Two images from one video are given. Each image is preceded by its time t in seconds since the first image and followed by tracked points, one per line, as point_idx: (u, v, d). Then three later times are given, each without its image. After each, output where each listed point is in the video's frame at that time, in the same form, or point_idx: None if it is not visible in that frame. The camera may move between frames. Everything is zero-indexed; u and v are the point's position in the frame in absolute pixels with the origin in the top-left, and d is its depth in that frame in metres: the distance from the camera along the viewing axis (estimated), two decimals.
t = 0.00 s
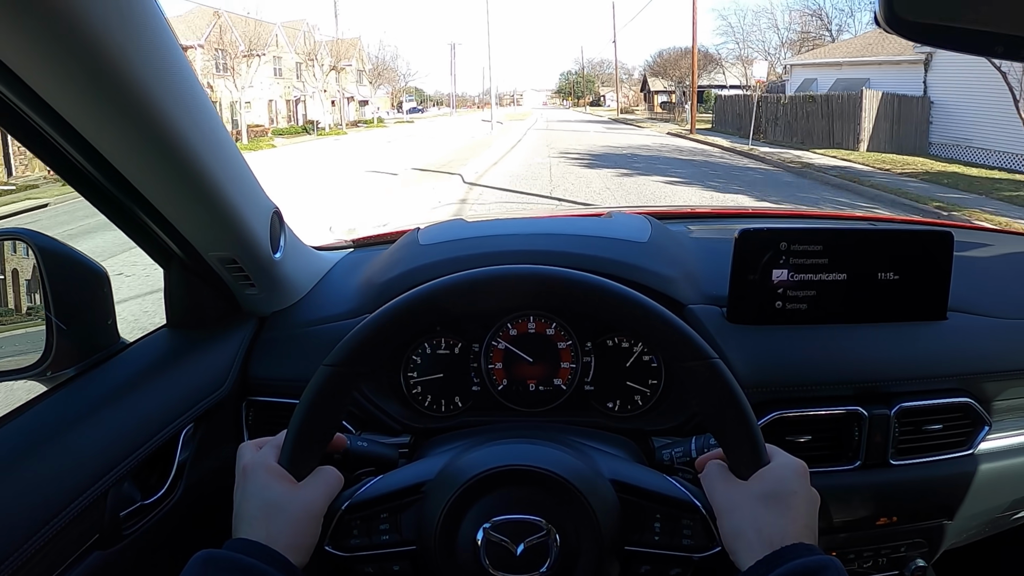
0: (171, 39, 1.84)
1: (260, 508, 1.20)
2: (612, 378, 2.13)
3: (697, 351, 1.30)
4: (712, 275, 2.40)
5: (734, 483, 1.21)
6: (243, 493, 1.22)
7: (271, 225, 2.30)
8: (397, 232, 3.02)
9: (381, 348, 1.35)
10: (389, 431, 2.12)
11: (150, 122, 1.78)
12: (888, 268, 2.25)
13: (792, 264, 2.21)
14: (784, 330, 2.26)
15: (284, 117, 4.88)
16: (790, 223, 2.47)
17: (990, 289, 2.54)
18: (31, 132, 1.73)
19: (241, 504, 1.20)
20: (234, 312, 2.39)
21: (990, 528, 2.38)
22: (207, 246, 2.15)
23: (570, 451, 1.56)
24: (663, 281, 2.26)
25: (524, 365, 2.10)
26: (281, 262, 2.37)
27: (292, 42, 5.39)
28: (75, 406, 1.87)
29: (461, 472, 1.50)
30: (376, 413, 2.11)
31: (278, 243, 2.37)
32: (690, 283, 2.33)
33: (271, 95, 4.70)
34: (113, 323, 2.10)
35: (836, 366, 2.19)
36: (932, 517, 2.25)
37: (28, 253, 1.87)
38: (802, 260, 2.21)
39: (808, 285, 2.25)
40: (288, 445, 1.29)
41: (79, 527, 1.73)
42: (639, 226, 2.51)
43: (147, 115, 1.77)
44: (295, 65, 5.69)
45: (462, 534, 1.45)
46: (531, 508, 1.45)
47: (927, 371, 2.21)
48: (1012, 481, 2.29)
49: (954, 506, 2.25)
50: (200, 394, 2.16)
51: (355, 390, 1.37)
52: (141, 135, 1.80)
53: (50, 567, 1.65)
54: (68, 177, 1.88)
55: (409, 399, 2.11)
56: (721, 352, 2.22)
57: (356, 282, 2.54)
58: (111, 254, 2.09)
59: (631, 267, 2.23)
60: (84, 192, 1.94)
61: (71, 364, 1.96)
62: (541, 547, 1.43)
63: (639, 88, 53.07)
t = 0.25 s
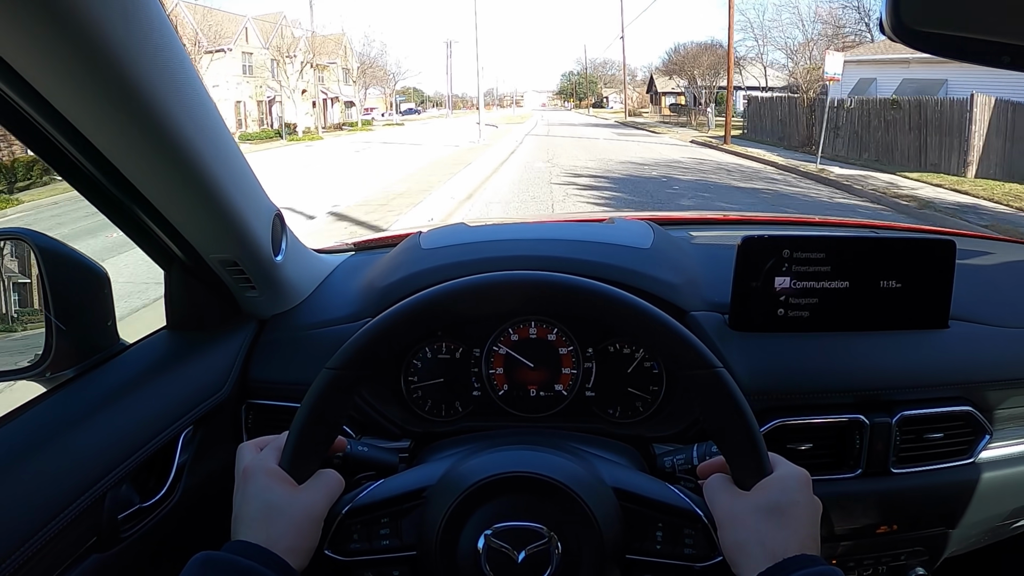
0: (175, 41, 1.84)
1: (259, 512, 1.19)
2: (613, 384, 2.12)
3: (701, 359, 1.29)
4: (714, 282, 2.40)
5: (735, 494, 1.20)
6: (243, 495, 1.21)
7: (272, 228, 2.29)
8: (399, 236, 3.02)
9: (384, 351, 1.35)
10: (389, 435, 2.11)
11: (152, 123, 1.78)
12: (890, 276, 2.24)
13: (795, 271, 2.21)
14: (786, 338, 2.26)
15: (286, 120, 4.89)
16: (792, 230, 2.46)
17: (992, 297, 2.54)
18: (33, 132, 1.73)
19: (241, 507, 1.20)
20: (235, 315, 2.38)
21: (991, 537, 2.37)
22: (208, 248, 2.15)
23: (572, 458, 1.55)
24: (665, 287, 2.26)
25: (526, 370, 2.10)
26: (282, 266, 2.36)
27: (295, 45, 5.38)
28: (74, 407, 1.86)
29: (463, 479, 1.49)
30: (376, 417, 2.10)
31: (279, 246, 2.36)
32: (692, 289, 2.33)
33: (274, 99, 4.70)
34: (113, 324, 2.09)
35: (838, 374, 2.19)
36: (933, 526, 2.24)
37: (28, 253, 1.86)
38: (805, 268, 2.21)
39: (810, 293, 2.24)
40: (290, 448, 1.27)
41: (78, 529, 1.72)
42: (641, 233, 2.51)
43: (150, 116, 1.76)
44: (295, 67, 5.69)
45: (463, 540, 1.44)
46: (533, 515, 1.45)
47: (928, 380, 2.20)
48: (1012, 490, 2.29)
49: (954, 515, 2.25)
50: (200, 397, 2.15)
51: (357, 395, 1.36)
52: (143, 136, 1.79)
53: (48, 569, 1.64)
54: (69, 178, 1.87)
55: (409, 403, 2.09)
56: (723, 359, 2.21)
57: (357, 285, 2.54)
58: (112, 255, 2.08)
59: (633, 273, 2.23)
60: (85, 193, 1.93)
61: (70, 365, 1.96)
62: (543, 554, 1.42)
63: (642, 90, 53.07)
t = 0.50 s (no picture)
0: (181, 41, 1.84)
1: (263, 511, 1.19)
2: (615, 387, 2.12)
3: (705, 363, 1.29)
4: (716, 285, 2.41)
5: (737, 496, 1.21)
6: (247, 494, 1.21)
7: (276, 228, 2.30)
8: (402, 236, 3.03)
9: (388, 352, 1.35)
10: (391, 436, 2.13)
11: (158, 122, 1.79)
12: (892, 281, 2.25)
13: (797, 275, 2.21)
14: (788, 341, 2.27)
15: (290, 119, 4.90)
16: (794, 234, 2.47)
17: (993, 302, 2.55)
18: (39, 130, 1.73)
19: (244, 506, 1.20)
20: (238, 314, 2.39)
21: (991, 542, 2.37)
22: (212, 247, 2.15)
23: (574, 459, 1.55)
24: (668, 290, 2.26)
25: (528, 372, 2.11)
26: (285, 265, 2.37)
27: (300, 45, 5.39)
28: (77, 404, 1.87)
29: (465, 479, 1.49)
30: (378, 418, 2.10)
31: (283, 246, 2.37)
32: (694, 292, 2.33)
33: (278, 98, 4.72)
34: (116, 322, 2.10)
35: (839, 378, 2.19)
36: (932, 530, 2.25)
37: (31, 249, 1.86)
38: (807, 272, 2.22)
39: (812, 296, 2.25)
40: (294, 447, 1.28)
41: (80, 526, 1.72)
42: (644, 235, 2.52)
43: (156, 115, 1.77)
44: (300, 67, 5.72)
45: (465, 540, 1.45)
46: (535, 516, 1.45)
47: (929, 384, 2.21)
48: (1012, 495, 2.29)
49: (954, 520, 2.25)
50: (202, 395, 2.16)
51: (361, 395, 1.37)
52: (148, 136, 1.80)
53: (50, 566, 1.64)
54: (75, 176, 1.88)
55: (412, 404, 2.11)
56: (725, 362, 2.22)
57: (360, 285, 2.54)
58: (116, 253, 2.08)
59: (636, 276, 2.24)
60: (91, 191, 1.94)
61: (74, 362, 1.96)
62: (544, 555, 1.43)
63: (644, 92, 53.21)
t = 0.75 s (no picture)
0: (182, 46, 1.86)
1: (262, 512, 1.20)
2: (616, 390, 2.13)
3: (701, 366, 1.30)
4: (716, 288, 2.41)
5: (734, 500, 1.20)
6: (246, 496, 1.22)
7: (278, 231, 2.31)
8: (405, 239, 3.04)
9: (387, 356, 1.36)
10: (392, 439, 2.13)
11: (158, 125, 1.80)
12: (892, 283, 2.25)
13: (797, 278, 2.22)
14: (788, 344, 2.27)
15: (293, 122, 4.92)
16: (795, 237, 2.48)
17: (994, 305, 2.54)
18: (42, 135, 1.75)
19: (244, 507, 1.21)
20: (240, 317, 2.40)
21: (993, 545, 2.36)
22: (213, 251, 2.16)
23: (573, 462, 1.56)
24: (667, 293, 2.27)
25: (528, 375, 2.12)
26: (287, 268, 2.38)
27: (303, 45, 5.40)
28: (79, 407, 1.88)
29: (464, 481, 1.50)
30: (379, 420, 2.11)
31: (285, 249, 2.38)
32: (694, 295, 2.34)
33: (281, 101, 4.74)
34: (118, 325, 2.11)
35: (840, 381, 2.19)
36: (934, 533, 2.24)
37: (36, 252, 1.88)
38: (807, 275, 2.22)
39: (812, 299, 2.25)
40: (292, 450, 1.29)
41: (82, 527, 1.73)
42: (645, 239, 2.53)
43: (156, 119, 1.78)
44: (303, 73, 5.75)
45: (464, 541, 1.46)
46: (533, 519, 1.46)
47: (930, 387, 2.21)
48: (1014, 498, 2.29)
49: (956, 523, 2.25)
50: (204, 398, 2.17)
51: (359, 398, 1.37)
52: (149, 140, 1.81)
53: (52, 566, 1.65)
54: (76, 180, 1.89)
55: (412, 407, 2.11)
56: (725, 365, 2.23)
57: (361, 289, 2.55)
58: (118, 257, 2.10)
59: (635, 279, 2.24)
60: (93, 195, 1.95)
61: (76, 365, 1.98)
62: (542, 557, 1.43)
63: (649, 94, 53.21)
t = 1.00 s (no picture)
0: (180, 53, 1.87)
1: (262, 509, 1.21)
2: (614, 388, 2.14)
3: (697, 365, 1.31)
4: (714, 286, 2.42)
5: (729, 501, 1.21)
6: (247, 493, 1.23)
7: (277, 234, 2.32)
8: (404, 241, 3.05)
9: (384, 356, 1.37)
10: (390, 439, 2.12)
11: (156, 131, 1.81)
12: (889, 280, 2.26)
13: (794, 275, 2.23)
14: (786, 341, 2.28)
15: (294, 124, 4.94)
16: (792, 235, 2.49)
17: (993, 300, 2.55)
18: (42, 142, 1.77)
19: (244, 504, 1.22)
20: (240, 320, 2.41)
21: (993, 540, 2.37)
22: (214, 254, 2.18)
23: (570, 461, 1.57)
24: (664, 292, 2.28)
25: (528, 375, 2.13)
26: (287, 271, 2.40)
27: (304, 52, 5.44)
28: (82, 410, 1.90)
29: (461, 479, 1.51)
30: (379, 421, 2.12)
31: (284, 252, 2.39)
32: (692, 294, 2.35)
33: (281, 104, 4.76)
34: (119, 329, 2.13)
35: (837, 377, 2.20)
36: (933, 529, 2.25)
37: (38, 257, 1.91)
38: (804, 272, 2.23)
39: (809, 296, 2.26)
40: (291, 449, 1.30)
41: (85, 528, 1.75)
42: (642, 238, 2.54)
43: (154, 124, 1.79)
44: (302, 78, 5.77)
45: (461, 538, 1.47)
46: (530, 517, 1.47)
47: (928, 383, 2.21)
48: (1013, 493, 2.29)
49: (955, 518, 2.25)
50: (205, 400, 2.18)
51: (358, 399, 1.38)
52: (149, 146, 1.83)
53: (55, 567, 1.67)
54: (76, 185, 1.91)
55: (412, 407, 2.12)
56: (723, 363, 2.23)
57: (361, 290, 2.57)
58: (119, 261, 2.11)
59: (633, 278, 2.26)
60: (93, 201, 1.97)
61: (77, 369, 1.99)
62: (538, 554, 1.44)
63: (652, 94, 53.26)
